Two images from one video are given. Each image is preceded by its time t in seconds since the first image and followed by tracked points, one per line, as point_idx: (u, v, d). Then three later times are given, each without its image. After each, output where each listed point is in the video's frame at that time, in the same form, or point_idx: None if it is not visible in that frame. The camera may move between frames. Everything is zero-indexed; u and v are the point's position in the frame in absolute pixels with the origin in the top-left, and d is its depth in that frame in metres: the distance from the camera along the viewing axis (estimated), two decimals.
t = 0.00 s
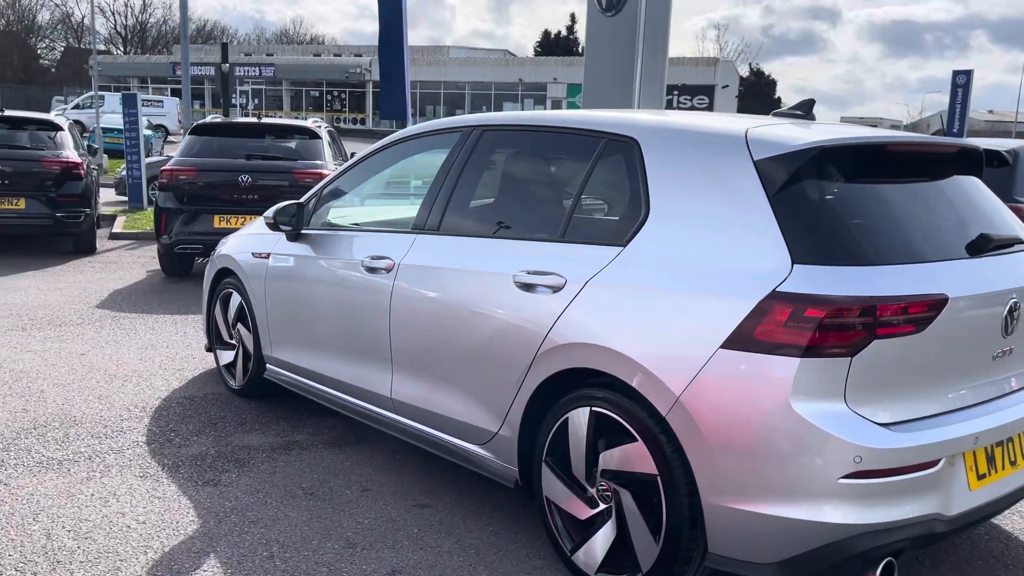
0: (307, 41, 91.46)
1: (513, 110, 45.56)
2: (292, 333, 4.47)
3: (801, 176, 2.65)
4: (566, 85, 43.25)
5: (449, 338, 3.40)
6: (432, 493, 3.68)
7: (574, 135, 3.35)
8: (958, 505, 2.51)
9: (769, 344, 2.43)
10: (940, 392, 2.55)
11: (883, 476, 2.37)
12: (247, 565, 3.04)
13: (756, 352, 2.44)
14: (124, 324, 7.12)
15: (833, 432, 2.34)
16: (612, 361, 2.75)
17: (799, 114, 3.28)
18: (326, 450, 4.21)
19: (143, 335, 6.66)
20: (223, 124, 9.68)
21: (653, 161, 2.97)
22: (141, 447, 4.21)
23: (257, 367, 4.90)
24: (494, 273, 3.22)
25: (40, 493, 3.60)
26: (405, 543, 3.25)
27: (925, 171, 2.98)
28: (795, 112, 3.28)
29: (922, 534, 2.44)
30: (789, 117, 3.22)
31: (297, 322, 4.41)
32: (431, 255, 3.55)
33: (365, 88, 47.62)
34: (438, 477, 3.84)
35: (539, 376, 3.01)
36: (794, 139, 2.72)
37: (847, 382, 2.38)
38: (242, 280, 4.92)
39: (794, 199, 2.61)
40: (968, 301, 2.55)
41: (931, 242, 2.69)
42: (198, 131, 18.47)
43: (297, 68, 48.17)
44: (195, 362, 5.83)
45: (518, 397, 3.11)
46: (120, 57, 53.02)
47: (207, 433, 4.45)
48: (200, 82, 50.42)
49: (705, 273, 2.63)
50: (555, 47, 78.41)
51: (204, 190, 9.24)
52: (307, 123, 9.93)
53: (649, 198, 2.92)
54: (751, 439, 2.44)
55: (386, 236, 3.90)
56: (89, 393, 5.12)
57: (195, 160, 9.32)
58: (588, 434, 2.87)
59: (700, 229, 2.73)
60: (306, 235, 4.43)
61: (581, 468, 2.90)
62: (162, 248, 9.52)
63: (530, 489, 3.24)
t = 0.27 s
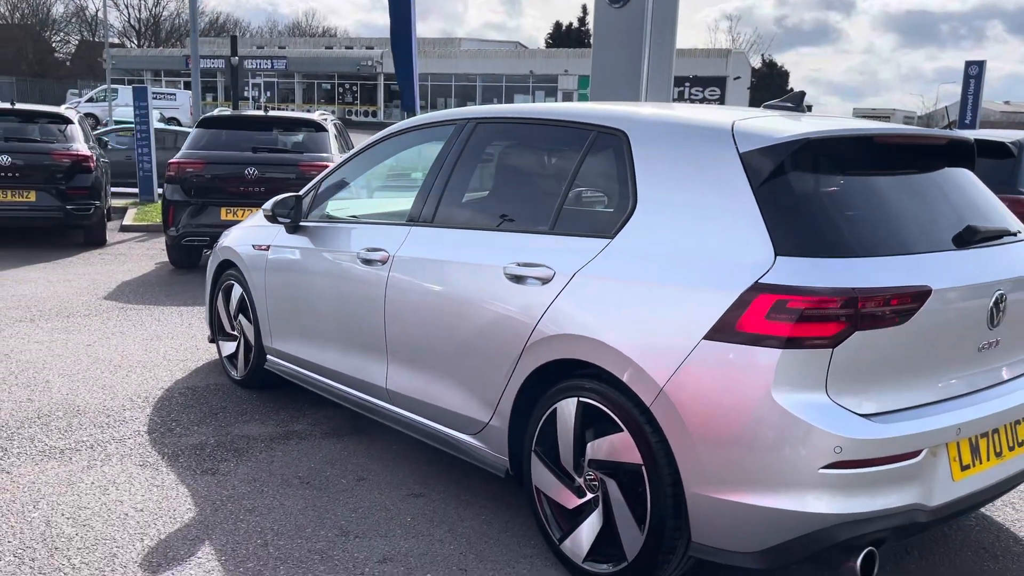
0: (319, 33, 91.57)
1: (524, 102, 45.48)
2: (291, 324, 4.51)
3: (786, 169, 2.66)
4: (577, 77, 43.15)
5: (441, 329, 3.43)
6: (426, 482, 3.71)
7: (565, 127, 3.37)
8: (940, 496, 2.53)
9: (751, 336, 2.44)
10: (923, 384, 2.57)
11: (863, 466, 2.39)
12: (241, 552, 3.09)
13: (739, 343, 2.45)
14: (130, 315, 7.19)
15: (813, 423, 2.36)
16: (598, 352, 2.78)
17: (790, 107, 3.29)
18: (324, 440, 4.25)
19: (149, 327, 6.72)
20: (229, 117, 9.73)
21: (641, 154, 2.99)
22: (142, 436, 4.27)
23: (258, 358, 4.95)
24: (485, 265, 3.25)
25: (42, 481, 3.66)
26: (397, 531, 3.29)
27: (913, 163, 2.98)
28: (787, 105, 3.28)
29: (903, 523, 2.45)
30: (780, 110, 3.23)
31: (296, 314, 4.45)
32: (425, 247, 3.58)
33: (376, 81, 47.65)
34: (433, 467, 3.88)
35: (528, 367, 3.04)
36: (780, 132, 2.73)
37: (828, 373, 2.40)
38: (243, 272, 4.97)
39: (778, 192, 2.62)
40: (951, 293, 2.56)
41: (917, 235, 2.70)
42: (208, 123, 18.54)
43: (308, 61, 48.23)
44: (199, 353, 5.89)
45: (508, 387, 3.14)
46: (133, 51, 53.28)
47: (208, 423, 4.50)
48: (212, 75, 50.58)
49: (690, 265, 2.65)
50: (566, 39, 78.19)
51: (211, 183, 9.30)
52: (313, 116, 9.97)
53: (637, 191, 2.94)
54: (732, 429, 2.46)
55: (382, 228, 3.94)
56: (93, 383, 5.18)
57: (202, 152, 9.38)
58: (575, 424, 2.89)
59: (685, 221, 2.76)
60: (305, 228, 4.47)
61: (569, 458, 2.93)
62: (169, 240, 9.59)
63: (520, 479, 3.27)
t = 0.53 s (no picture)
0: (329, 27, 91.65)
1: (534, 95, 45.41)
2: (290, 318, 4.54)
3: (775, 164, 2.66)
4: (586, 69, 43.08)
5: (435, 324, 3.44)
6: (421, 477, 3.73)
7: (558, 122, 3.37)
8: (928, 491, 2.53)
9: (738, 331, 2.44)
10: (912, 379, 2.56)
11: (850, 462, 2.39)
12: (235, 545, 3.11)
13: (726, 338, 2.45)
14: (135, 309, 7.23)
15: (799, 418, 2.36)
16: (588, 347, 2.78)
17: (784, 101, 3.28)
18: (322, 434, 4.28)
19: (153, 321, 6.77)
20: (235, 111, 9.77)
21: (632, 148, 2.99)
22: (142, 430, 4.31)
23: (258, 353, 4.98)
24: (478, 260, 3.26)
25: (41, 474, 3.70)
26: (391, 525, 3.31)
27: (906, 158, 2.97)
28: (780, 99, 3.28)
29: (890, 519, 2.45)
30: (773, 104, 3.23)
31: (295, 308, 4.47)
32: (419, 242, 3.59)
33: (386, 74, 47.68)
34: (429, 461, 3.89)
35: (519, 362, 3.05)
36: (769, 126, 2.72)
37: (815, 369, 2.39)
38: (243, 267, 4.99)
39: (766, 187, 2.62)
40: (942, 288, 2.55)
41: (908, 230, 2.69)
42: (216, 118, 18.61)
43: (318, 54, 48.26)
44: (201, 347, 5.93)
45: (500, 381, 3.15)
46: (145, 45, 53.47)
47: (207, 416, 4.53)
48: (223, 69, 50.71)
49: (678, 261, 2.65)
50: (576, 32, 78.00)
51: (216, 177, 9.33)
52: (318, 111, 10.00)
53: (626, 185, 2.95)
54: (719, 423, 2.46)
55: (378, 223, 3.95)
56: (95, 377, 5.22)
57: (208, 147, 9.42)
58: (566, 419, 2.90)
59: (674, 216, 2.76)
60: (303, 222, 4.49)
61: (560, 452, 2.93)
62: (175, 235, 9.64)
63: (513, 473, 3.28)
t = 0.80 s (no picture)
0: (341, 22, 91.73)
1: (545, 90, 45.31)
2: (289, 314, 4.56)
3: (763, 161, 2.66)
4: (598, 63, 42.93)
5: (428, 321, 3.45)
6: (416, 473, 3.74)
7: (550, 118, 3.37)
8: (916, 488, 2.52)
9: (724, 328, 2.44)
10: (900, 376, 2.55)
11: (835, 459, 2.38)
12: (228, 540, 3.13)
13: (712, 336, 2.45)
14: (141, 305, 7.28)
15: (784, 415, 2.35)
16: (576, 344, 2.78)
17: (777, 97, 3.27)
18: (320, 430, 4.30)
19: (158, 317, 6.80)
20: (241, 107, 9.80)
21: (622, 144, 2.99)
22: (142, 425, 4.34)
23: (258, 349, 5.00)
24: (470, 257, 3.27)
25: (40, 469, 3.73)
26: (384, 520, 3.32)
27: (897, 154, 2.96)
28: (773, 95, 3.27)
29: (877, 516, 2.44)
30: (766, 100, 3.21)
31: (293, 305, 4.49)
32: (413, 238, 3.60)
33: (397, 69, 47.68)
34: (425, 457, 3.90)
35: (510, 359, 3.05)
36: (758, 123, 2.72)
37: (801, 365, 2.39)
38: (243, 263, 5.02)
39: (753, 184, 2.61)
40: (931, 285, 2.54)
41: (897, 227, 2.68)
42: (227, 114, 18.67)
43: (330, 49, 48.31)
44: (204, 343, 5.96)
45: (491, 378, 3.15)
46: (157, 41, 53.66)
47: (207, 412, 4.56)
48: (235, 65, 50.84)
49: (665, 258, 2.65)
50: (588, 26, 77.74)
51: (222, 173, 9.36)
52: (324, 107, 10.02)
53: (616, 181, 2.95)
54: (705, 420, 2.46)
55: (373, 220, 3.96)
56: (98, 373, 5.26)
57: (214, 143, 9.45)
58: (555, 416, 2.90)
59: (662, 212, 2.76)
60: (301, 219, 4.50)
61: (550, 449, 2.94)
62: (182, 231, 9.69)
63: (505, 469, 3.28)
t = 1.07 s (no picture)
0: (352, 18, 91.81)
1: (556, 85, 45.21)
2: (283, 310, 4.56)
3: (744, 155, 2.64)
4: (609, 58, 42.82)
5: (417, 316, 3.45)
6: (406, 468, 3.75)
7: (537, 113, 3.36)
8: (899, 485, 2.50)
9: (703, 324, 2.42)
10: (881, 372, 2.53)
11: (813, 455, 2.36)
12: (216, 535, 3.14)
13: (691, 331, 2.43)
14: (144, 301, 7.31)
15: (762, 411, 2.34)
16: (559, 339, 2.77)
17: (764, 90, 3.25)
18: (313, 426, 4.31)
19: (159, 312, 6.83)
20: (245, 104, 9.83)
21: (606, 139, 2.98)
22: (137, 421, 4.35)
23: (255, 344, 5.01)
24: (456, 252, 3.26)
25: (33, 464, 3.75)
26: (372, 516, 3.33)
27: (883, 148, 2.94)
28: (761, 88, 3.24)
29: (858, 513, 2.42)
30: (753, 94, 3.19)
31: (287, 300, 4.49)
32: (402, 234, 3.60)
33: (408, 65, 47.68)
34: (416, 453, 3.90)
35: (494, 355, 3.04)
36: (740, 117, 2.70)
37: (781, 361, 2.37)
38: (239, 259, 5.03)
39: (735, 179, 2.59)
40: (912, 280, 2.52)
41: (879, 222, 2.66)
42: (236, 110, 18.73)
43: (341, 45, 48.35)
44: (203, 338, 5.98)
45: (476, 374, 3.15)
46: (170, 38, 53.88)
47: (203, 407, 4.58)
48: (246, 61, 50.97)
49: (646, 253, 2.64)
50: (599, 21, 77.55)
51: (226, 170, 9.38)
52: (327, 103, 10.04)
53: (600, 177, 2.94)
54: (685, 416, 2.44)
55: (364, 216, 3.96)
56: (96, 368, 5.29)
57: (218, 140, 9.47)
58: (539, 412, 2.89)
59: (644, 207, 2.75)
60: (295, 215, 4.50)
61: (534, 445, 2.93)
62: (186, 227, 9.72)
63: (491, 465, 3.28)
